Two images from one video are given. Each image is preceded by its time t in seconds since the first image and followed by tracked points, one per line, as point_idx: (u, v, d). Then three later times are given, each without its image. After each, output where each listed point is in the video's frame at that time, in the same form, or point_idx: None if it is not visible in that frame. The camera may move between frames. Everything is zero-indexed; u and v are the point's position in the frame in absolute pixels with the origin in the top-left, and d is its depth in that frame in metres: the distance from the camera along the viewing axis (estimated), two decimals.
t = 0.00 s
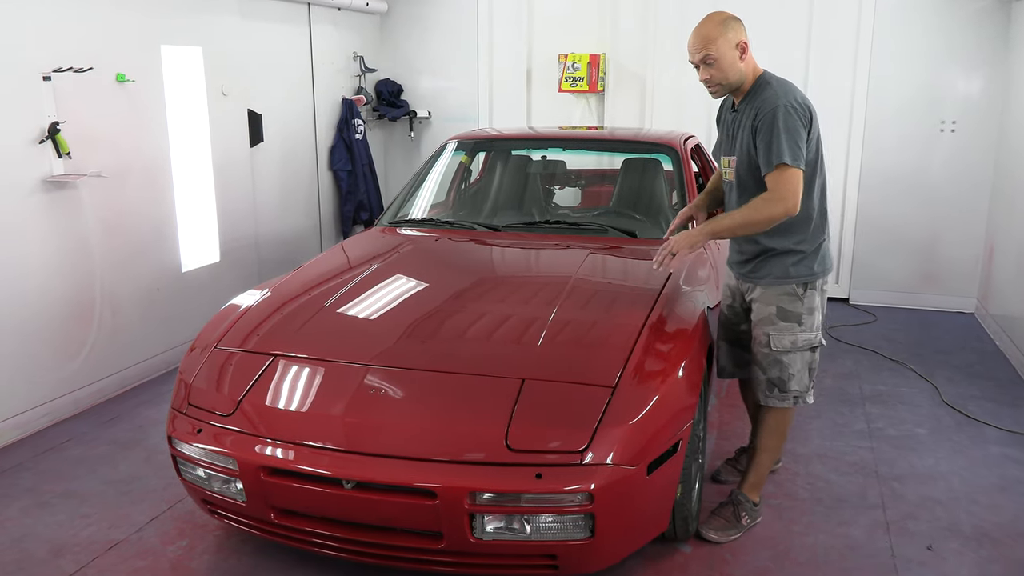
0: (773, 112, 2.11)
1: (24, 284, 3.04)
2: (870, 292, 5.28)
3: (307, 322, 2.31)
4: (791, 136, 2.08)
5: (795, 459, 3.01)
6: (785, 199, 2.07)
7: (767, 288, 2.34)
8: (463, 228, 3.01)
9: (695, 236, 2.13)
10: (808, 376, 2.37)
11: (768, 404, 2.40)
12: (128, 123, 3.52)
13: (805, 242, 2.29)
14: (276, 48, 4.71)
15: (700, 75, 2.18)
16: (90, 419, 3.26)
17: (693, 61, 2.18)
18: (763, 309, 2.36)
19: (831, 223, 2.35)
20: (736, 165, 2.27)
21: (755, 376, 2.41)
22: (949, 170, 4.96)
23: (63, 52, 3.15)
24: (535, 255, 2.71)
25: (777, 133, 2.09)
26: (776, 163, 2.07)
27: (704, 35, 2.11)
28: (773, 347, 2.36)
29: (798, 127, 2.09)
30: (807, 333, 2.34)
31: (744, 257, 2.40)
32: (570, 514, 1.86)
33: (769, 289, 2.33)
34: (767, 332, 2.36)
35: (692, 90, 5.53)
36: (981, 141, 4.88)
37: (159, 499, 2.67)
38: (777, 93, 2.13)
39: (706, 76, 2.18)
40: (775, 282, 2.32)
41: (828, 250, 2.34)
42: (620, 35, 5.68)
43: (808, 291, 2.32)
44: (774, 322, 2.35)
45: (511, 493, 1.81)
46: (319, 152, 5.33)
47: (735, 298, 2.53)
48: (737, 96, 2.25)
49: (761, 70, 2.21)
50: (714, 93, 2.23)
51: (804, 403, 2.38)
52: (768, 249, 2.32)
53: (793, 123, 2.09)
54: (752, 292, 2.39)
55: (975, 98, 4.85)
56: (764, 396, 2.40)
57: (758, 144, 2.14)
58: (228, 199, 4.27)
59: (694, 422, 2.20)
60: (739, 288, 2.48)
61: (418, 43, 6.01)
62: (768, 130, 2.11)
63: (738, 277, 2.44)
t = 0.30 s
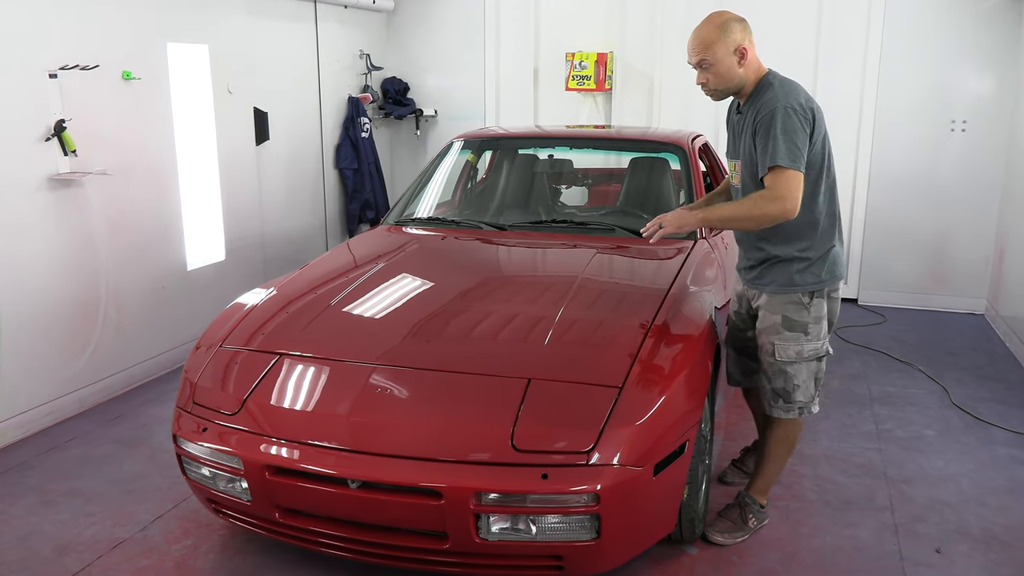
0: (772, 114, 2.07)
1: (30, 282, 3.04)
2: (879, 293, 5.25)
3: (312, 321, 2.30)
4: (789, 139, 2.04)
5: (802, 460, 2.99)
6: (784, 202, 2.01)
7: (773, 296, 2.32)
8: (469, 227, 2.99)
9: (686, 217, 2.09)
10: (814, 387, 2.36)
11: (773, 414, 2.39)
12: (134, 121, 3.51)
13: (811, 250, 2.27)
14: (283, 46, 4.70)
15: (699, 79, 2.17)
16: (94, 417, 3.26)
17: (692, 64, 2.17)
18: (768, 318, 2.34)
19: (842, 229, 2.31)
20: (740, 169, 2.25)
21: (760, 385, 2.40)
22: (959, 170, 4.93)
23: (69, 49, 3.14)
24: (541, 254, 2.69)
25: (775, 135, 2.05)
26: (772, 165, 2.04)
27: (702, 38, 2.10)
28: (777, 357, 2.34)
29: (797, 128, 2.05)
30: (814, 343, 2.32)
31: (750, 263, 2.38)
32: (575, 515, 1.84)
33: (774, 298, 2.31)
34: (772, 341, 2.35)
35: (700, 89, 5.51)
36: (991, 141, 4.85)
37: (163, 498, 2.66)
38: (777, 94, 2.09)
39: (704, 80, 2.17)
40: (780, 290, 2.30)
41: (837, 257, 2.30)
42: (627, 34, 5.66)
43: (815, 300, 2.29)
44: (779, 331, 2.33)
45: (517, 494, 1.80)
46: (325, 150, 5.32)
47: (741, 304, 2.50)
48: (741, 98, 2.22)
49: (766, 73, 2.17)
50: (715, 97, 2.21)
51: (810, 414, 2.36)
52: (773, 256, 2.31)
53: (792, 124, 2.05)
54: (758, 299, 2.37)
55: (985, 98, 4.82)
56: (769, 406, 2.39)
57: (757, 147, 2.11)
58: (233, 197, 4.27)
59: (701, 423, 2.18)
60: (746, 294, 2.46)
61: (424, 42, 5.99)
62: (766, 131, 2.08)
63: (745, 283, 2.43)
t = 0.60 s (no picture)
0: (778, 118, 2.05)
1: (35, 281, 3.04)
2: (888, 293, 5.23)
3: (317, 321, 2.29)
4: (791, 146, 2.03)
5: (810, 462, 2.97)
6: (766, 212, 2.00)
7: (780, 301, 2.30)
8: (475, 227, 2.98)
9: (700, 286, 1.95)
10: (821, 394, 2.35)
11: (780, 420, 2.37)
12: (140, 120, 3.51)
13: (819, 255, 2.24)
14: (288, 46, 4.70)
15: (714, 75, 2.14)
16: (99, 417, 3.26)
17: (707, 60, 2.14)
18: (775, 323, 2.32)
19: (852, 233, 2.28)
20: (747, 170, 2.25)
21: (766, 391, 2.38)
22: (968, 169, 4.90)
23: (74, 48, 3.14)
24: (547, 254, 2.68)
25: (777, 141, 2.04)
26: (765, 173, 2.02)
27: (719, 33, 2.06)
28: (784, 363, 2.32)
29: (801, 136, 2.03)
30: (821, 349, 2.31)
31: (756, 267, 2.35)
32: (582, 516, 1.83)
33: (781, 303, 2.29)
34: (780, 346, 2.32)
35: (707, 88, 5.48)
36: (1000, 140, 4.82)
37: (168, 498, 2.66)
38: (788, 98, 2.06)
39: (720, 76, 2.14)
40: (787, 295, 2.28)
41: (846, 263, 2.28)
42: (634, 33, 5.65)
43: (823, 306, 2.28)
44: (786, 337, 2.31)
45: (523, 495, 1.78)
46: (330, 150, 5.32)
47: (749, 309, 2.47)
48: (753, 96, 2.20)
49: (779, 71, 2.15)
50: (729, 94, 2.18)
51: (816, 420, 2.35)
52: (781, 260, 2.28)
53: (796, 130, 2.03)
54: (765, 304, 2.35)
55: (995, 97, 4.79)
56: (776, 412, 2.38)
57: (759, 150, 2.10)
58: (239, 196, 4.26)
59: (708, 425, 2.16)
60: (752, 298, 2.43)
61: (430, 42, 5.99)
62: (769, 136, 2.06)
63: (751, 287, 2.40)
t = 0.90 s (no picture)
0: (796, 122, 2.03)
1: (40, 280, 3.04)
2: (895, 295, 5.20)
3: (322, 322, 2.29)
4: (812, 151, 2.01)
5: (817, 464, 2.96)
6: (817, 222, 2.00)
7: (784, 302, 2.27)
8: (481, 227, 2.97)
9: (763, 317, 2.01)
10: (824, 396, 2.34)
11: (783, 422, 2.36)
12: (145, 119, 3.51)
13: (822, 256, 2.22)
14: (294, 45, 4.70)
15: (724, 71, 2.12)
16: (104, 417, 3.25)
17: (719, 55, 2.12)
18: (779, 325, 2.28)
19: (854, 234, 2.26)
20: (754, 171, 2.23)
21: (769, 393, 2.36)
22: (978, 169, 4.87)
23: (80, 46, 3.14)
24: (553, 255, 2.67)
25: (798, 146, 2.02)
26: (793, 178, 2.01)
27: (735, 29, 2.04)
28: (788, 365, 2.30)
29: (821, 140, 2.01)
30: (825, 351, 2.29)
31: (759, 269, 2.33)
32: (587, 518, 1.82)
33: (786, 304, 2.25)
34: (783, 349, 2.30)
35: (715, 88, 5.46)
36: (1009, 140, 4.79)
37: (173, 498, 2.65)
38: (802, 101, 2.05)
39: (730, 73, 2.12)
40: (791, 297, 2.25)
41: (848, 265, 2.27)
42: (641, 33, 5.64)
43: (827, 307, 2.26)
44: (790, 339, 2.28)
45: (527, 496, 1.77)
46: (336, 149, 5.32)
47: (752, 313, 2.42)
48: (762, 96, 2.18)
49: (792, 72, 2.14)
50: (737, 91, 2.17)
51: (820, 422, 2.34)
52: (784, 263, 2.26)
53: (816, 135, 2.02)
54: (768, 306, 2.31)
55: (1004, 97, 4.76)
56: (779, 414, 2.36)
57: (778, 154, 2.08)
58: (244, 196, 4.26)
59: (713, 427, 2.15)
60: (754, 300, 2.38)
61: (436, 41, 5.98)
62: (790, 140, 2.04)
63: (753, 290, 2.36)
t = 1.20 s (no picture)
0: (825, 122, 2.02)
1: (43, 280, 3.04)
2: (901, 295, 5.18)
3: (326, 321, 2.28)
4: (845, 150, 2.01)
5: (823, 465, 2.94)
6: (851, 218, 2.04)
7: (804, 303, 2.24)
8: (485, 226, 2.96)
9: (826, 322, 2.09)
10: (846, 394, 2.33)
11: (805, 424, 2.35)
12: (148, 118, 3.50)
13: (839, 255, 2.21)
14: (297, 44, 4.69)
15: (732, 74, 2.10)
16: (107, 416, 3.25)
17: (729, 58, 2.11)
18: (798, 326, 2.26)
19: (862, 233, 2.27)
20: (769, 172, 2.19)
21: (790, 396, 2.34)
22: (984, 167, 4.85)
23: (82, 45, 3.13)
24: (557, 254, 2.66)
25: (832, 145, 2.01)
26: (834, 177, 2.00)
27: (746, 32, 2.04)
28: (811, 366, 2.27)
29: (850, 139, 2.02)
30: (846, 349, 2.27)
31: (772, 271, 2.29)
32: (591, 519, 1.81)
33: (805, 306, 2.25)
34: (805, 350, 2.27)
35: (720, 87, 5.45)
36: (1016, 140, 4.77)
37: (176, 498, 2.64)
38: (826, 99, 2.05)
39: (738, 75, 2.10)
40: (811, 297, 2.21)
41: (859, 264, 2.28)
42: (645, 32, 5.63)
43: (846, 305, 2.25)
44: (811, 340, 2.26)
45: (531, 497, 1.76)
46: (339, 149, 5.31)
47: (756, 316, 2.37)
48: (768, 100, 2.17)
49: (801, 78, 2.12)
50: (743, 95, 2.15)
51: (843, 421, 2.33)
52: (800, 264, 2.23)
53: (846, 134, 2.02)
54: (783, 309, 2.29)
55: (1010, 96, 4.74)
56: (801, 416, 2.34)
57: (807, 155, 2.06)
58: (247, 195, 4.25)
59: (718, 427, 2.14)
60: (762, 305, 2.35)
61: (439, 40, 5.97)
62: (823, 140, 2.02)
63: (763, 294, 2.32)
